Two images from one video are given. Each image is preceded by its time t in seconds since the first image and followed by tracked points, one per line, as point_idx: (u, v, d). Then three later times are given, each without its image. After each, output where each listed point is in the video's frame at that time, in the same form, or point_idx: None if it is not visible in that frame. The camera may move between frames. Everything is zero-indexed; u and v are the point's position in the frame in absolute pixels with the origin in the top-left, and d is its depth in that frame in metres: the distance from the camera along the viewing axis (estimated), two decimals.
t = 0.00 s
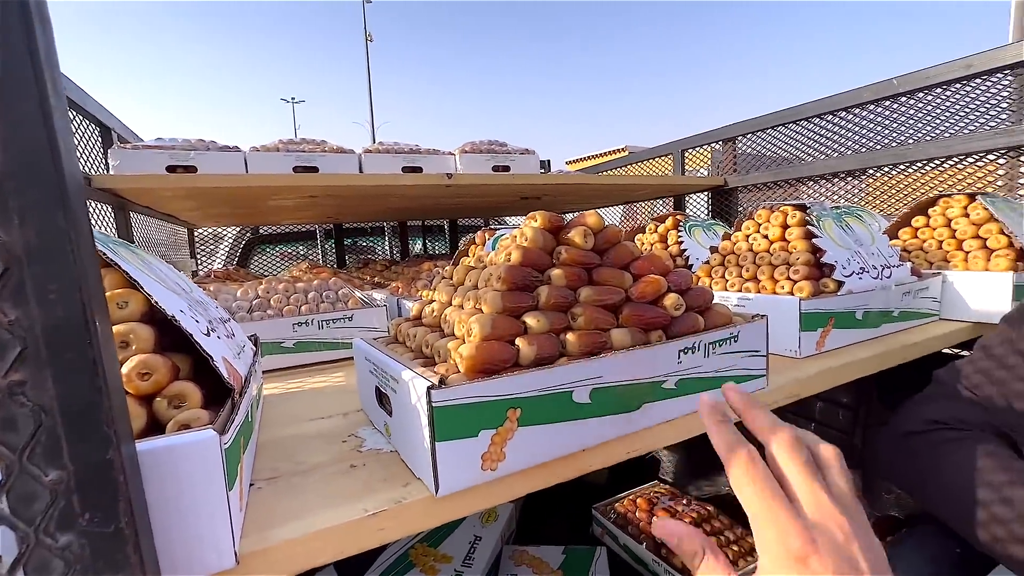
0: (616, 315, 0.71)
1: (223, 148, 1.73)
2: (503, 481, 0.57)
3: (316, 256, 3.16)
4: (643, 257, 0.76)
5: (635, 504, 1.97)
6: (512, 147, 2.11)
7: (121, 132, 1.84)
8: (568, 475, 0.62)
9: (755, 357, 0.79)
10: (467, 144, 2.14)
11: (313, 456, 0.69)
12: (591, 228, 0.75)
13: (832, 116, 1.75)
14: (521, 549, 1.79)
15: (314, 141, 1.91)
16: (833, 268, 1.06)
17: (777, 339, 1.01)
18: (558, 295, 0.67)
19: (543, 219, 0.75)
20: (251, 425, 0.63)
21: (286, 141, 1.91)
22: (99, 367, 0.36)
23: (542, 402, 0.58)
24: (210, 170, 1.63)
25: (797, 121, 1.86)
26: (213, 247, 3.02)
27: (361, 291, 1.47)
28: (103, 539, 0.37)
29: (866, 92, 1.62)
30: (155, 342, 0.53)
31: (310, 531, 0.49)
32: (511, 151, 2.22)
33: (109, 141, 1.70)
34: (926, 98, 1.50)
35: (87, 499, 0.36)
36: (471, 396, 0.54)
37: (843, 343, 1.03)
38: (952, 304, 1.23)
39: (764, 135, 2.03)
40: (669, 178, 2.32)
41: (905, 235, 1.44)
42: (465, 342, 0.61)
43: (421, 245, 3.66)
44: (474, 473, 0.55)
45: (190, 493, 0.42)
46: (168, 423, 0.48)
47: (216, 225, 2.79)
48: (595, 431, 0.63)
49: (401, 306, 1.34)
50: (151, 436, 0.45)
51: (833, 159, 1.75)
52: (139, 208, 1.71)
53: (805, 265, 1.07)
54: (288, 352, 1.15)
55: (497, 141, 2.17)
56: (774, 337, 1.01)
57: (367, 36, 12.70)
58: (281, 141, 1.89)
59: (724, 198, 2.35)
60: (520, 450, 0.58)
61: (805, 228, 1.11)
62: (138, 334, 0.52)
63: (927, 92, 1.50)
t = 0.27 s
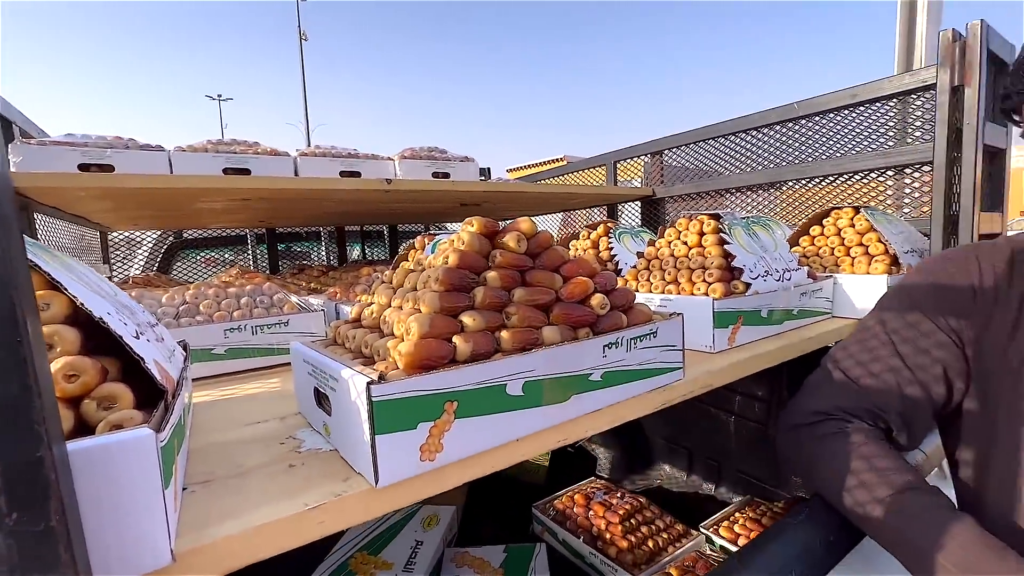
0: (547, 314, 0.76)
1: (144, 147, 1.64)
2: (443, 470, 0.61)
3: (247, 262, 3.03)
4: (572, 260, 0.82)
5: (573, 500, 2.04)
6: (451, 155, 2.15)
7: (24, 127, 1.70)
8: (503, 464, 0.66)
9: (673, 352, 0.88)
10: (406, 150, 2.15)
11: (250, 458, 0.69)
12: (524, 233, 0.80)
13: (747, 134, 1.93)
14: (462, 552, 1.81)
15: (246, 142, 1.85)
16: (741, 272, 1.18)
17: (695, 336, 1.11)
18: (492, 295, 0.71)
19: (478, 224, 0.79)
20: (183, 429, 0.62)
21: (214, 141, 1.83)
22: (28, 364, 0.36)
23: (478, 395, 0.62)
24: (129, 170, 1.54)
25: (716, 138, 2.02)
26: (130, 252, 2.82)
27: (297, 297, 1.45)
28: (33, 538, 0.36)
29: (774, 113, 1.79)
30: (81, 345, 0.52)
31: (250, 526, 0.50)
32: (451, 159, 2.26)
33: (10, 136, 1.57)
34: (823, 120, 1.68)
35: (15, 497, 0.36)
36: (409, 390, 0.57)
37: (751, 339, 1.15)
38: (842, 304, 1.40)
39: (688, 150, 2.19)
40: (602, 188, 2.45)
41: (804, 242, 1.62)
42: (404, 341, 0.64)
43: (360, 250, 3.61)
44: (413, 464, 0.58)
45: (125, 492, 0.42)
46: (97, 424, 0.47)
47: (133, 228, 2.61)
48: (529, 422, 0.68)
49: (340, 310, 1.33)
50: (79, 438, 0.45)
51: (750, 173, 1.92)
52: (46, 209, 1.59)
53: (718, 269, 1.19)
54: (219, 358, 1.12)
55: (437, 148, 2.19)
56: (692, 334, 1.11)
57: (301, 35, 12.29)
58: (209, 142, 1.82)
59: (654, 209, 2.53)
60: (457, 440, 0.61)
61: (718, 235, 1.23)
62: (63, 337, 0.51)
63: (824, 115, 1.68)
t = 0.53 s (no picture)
0: (467, 316, 0.81)
1: (55, 145, 1.55)
2: (362, 463, 0.65)
3: (173, 267, 2.89)
4: (492, 266, 0.88)
5: (510, 499, 2.10)
6: (389, 161, 2.17)
7: None
8: (421, 456, 0.71)
9: (585, 350, 0.95)
10: (343, 156, 2.15)
11: (167, 461, 0.69)
12: (446, 240, 0.85)
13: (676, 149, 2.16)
14: (399, 555, 1.82)
15: (171, 143, 1.79)
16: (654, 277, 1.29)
17: (611, 336, 1.19)
18: (412, 298, 0.75)
19: (402, 232, 0.84)
20: (94, 433, 0.62)
21: (136, 141, 1.76)
22: None
23: (394, 391, 0.67)
24: (38, 170, 1.46)
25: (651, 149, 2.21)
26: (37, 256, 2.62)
27: (224, 302, 1.42)
28: None
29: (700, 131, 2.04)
30: None
31: (164, 521, 0.52)
32: (389, 165, 2.27)
33: None
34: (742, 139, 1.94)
35: None
36: (325, 387, 0.60)
37: (662, 339, 1.26)
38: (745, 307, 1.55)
39: (624, 163, 2.40)
40: (539, 196, 2.54)
41: (716, 250, 1.78)
42: (324, 342, 0.68)
43: (296, 255, 3.52)
44: (330, 458, 0.61)
45: (30, 490, 0.43)
46: None
47: (42, 230, 2.44)
48: (446, 416, 0.73)
49: (269, 316, 1.33)
50: None
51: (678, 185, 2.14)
52: None
53: (634, 274, 1.29)
54: (137, 366, 1.09)
55: (374, 155, 2.20)
56: (609, 335, 1.21)
57: (236, 30, 11.78)
58: (130, 142, 1.75)
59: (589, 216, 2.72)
60: (374, 434, 0.65)
61: (634, 243, 1.34)
62: None
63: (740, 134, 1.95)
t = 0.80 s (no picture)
0: (401, 319, 0.90)
1: None
2: (300, 452, 0.72)
3: (111, 271, 2.80)
4: (426, 273, 0.97)
5: (458, 496, 2.18)
6: (339, 168, 2.21)
7: None
8: (354, 445, 0.78)
9: (512, 350, 1.06)
10: (292, 162, 2.17)
11: (112, 456, 0.74)
12: (383, 250, 0.93)
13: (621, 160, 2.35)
14: (347, 554, 1.87)
15: (111, 147, 1.77)
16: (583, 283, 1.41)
17: (542, 337, 1.32)
18: (349, 303, 0.83)
19: (341, 242, 0.91)
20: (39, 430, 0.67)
21: (73, 144, 1.74)
22: None
23: (329, 386, 0.74)
24: None
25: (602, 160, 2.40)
26: None
27: (168, 307, 1.44)
28: None
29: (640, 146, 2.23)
30: None
31: (111, 505, 0.58)
32: (339, 172, 2.32)
33: None
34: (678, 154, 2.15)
35: None
36: (263, 383, 0.67)
37: (589, 339, 1.38)
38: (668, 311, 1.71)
39: (574, 172, 2.58)
40: (488, 204, 2.65)
41: (645, 257, 1.93)
42: (264, 343, 0.74)
43: (245, 259, 3.48)
44: (268, 446, 0.68)
45: None
46: None
47: None
48: (378, 409, 0.81)
49: (214, 320, 1.36)
50: None
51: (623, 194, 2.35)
52: None
53: (565, 280, 1.41)
54: (78, 370, 1.10)
55: (324, 162, 2.24)
56: (541, 336, 1.32)
57: (181, 23, 11.33)
58: (67, 145, 1.72)
59: (537, 223, 2.94)
60: (310, 426, 0.73)
61: (566, 252, 1.44)
62: None
63: (677, 149, 2.16)
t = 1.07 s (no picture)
0: (353, 308, 1.03)
1: None
2: (262, 418, 0.85)
3: (73, 268, 2.81)
4: (377, 269, 1.10)
5: (418, 481, 2.31)
6: (304, 170, 2.31)
7: None
8: (309, 414, 0.92)
9: (455, 336, 1.21)
10: (258, 164, 2.26)
11: (92, 424, 0.85)
12: (338, 248, 1.07)
13: (590, 164, 2.59)
14: (311, 536, 1.97)
15: (78, 147, 1.83)
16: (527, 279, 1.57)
17: (487, 327, 1.48)
18: (305, 293, 0.96)
19: (299, 240, 1.03)
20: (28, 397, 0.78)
21: (40, 144, 1.79)
22: None
23: (285, 363, 0.87)
24: None
25: (573, 164, 2.63)
26: None
27: (137, 300, 1.53)
28: None
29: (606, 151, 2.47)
30: None
31: (98, 456, 0.69)
32: (305, 174, 2.41)
33: None
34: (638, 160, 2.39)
35: None
36: (228, 358, 0.80)
37: (532, 330, 1.54)
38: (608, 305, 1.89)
39: (548, 174, 2.81)
40: (450, 206, 2.79)
41: (590, 257, 2.11)
42: (229, 326, 0.86)
43: (211, 258, 3.52)
44: (233, 412, 0.81)
45: None
46: None
47: None
48: (331, 384, 0.95)
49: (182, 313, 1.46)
50: None
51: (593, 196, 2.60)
52: None
53: (510, 277, 1.56)
54: (51, 357, 1.19)
55: (290, 163, 2.34)
56: (488, 327, 1.47)
57: (142, 15, 11.08)
58: (33, 144, 1.77)
59: (498, 223, 3.19)
60: (268, 396, 0.85)
61: (512, 251, 1.60)
62: None
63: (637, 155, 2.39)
